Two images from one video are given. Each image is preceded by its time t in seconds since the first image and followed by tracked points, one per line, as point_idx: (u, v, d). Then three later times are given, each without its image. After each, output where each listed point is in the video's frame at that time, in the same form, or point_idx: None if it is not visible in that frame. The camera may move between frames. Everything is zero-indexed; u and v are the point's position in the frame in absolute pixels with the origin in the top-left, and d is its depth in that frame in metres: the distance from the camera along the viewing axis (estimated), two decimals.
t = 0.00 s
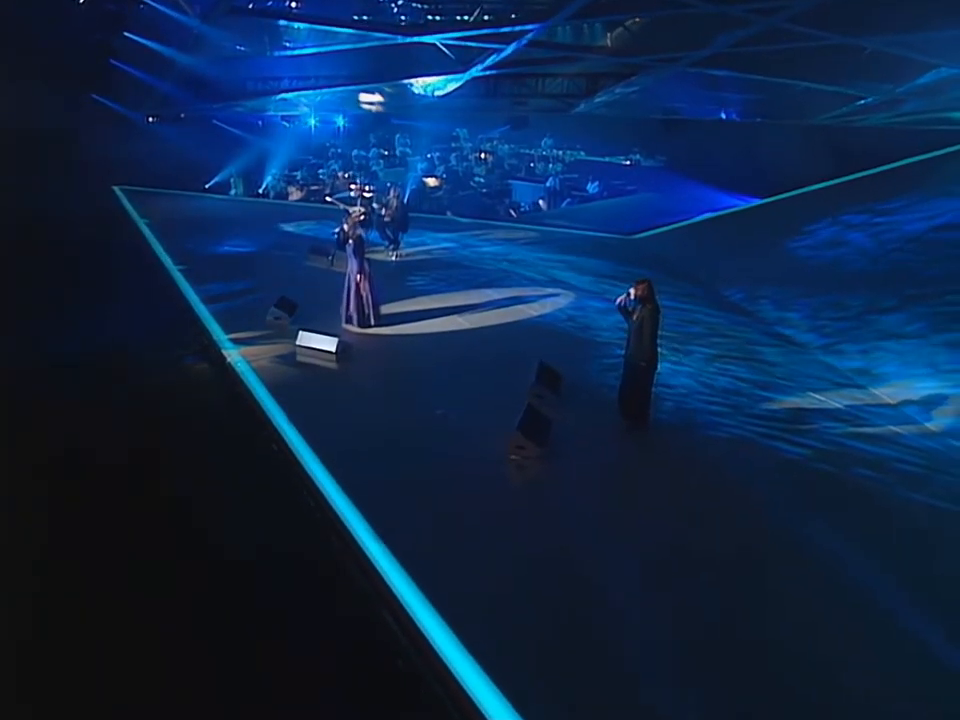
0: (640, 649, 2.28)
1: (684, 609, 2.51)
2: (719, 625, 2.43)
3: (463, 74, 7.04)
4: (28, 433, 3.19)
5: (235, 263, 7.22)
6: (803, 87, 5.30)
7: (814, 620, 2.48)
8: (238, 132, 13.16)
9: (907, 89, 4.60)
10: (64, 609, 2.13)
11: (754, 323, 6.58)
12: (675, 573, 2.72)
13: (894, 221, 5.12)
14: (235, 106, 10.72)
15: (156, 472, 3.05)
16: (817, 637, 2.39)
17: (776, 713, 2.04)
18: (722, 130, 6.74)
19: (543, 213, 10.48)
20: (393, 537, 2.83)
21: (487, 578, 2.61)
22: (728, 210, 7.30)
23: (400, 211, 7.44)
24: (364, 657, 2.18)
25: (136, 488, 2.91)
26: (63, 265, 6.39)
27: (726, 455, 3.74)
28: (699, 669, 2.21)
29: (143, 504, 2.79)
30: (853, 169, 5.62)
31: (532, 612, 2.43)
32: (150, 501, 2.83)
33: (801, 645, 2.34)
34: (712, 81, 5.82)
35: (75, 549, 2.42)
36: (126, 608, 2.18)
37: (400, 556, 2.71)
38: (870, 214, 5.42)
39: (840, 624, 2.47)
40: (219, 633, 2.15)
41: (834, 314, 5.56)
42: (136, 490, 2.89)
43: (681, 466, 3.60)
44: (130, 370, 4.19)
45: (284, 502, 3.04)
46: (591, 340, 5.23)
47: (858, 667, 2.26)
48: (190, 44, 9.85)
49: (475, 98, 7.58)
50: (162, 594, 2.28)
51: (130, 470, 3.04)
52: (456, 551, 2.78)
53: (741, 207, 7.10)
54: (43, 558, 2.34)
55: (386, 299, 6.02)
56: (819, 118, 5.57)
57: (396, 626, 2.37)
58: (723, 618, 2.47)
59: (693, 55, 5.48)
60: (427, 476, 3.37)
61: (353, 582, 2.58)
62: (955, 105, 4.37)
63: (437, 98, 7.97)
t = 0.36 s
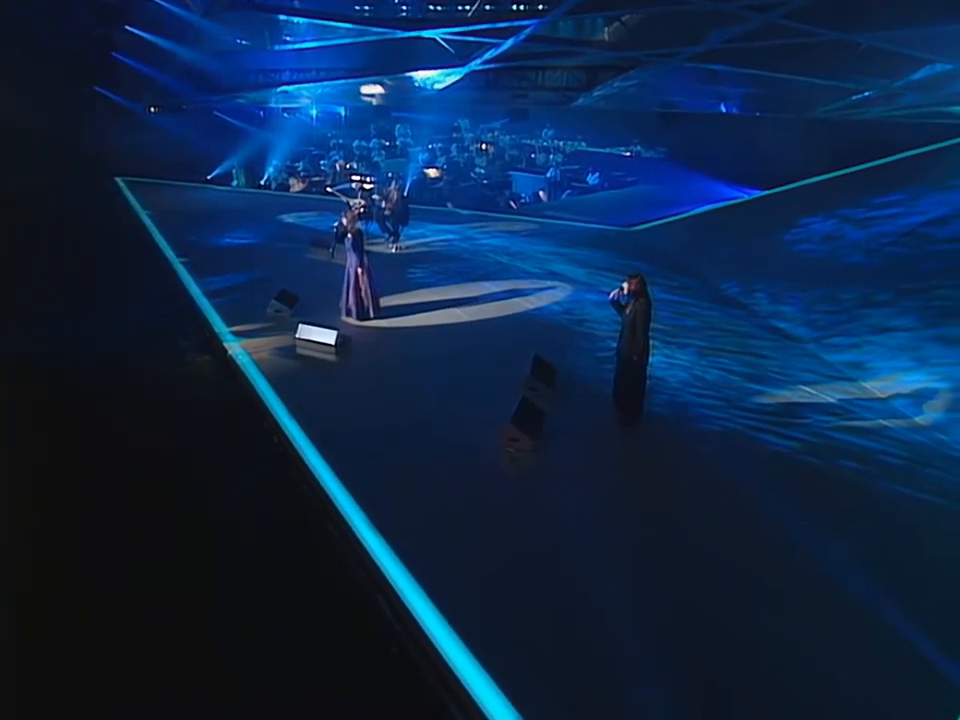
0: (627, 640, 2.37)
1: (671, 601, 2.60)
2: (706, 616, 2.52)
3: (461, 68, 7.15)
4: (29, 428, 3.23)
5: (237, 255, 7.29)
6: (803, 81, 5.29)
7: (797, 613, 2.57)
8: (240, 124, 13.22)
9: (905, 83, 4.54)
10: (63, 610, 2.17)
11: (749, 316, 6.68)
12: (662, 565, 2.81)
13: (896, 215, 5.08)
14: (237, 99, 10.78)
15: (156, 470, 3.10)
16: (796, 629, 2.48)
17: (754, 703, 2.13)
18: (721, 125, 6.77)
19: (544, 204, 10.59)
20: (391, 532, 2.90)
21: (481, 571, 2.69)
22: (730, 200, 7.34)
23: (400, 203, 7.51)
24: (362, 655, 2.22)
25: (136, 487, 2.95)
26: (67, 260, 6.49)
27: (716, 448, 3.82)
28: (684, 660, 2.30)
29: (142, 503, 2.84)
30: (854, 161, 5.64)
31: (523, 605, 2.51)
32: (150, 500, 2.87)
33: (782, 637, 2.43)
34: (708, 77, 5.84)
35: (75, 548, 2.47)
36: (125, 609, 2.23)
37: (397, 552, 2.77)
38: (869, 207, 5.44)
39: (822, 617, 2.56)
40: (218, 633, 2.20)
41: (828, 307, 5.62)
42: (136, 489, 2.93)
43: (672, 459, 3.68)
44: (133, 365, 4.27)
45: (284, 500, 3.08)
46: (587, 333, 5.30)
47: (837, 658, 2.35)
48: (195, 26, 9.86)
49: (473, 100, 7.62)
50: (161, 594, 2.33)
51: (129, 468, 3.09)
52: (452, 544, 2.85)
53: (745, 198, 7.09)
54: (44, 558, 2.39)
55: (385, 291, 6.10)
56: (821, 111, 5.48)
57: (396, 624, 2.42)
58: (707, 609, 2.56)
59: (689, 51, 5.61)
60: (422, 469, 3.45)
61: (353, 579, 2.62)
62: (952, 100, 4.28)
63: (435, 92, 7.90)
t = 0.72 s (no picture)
0: (613, 629, 2.45)
1: (657, 591, 2.68)
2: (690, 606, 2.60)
3: (460, 64, 7.25)
4: (30, 426, 3.30)
5: (240, 248, 7.38)
6: (800, 78, 5.31)
7: (778, 605, 2.64)
8: (242, 117, 13.26)
9: (903, 78, 4.60)
10: (65, 611, 2.25)
11: (745, 310, 6.71)
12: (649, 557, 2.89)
13: (890, 208, 5.15)
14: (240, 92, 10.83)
15: (156, 469, 3.17)
16: (778, 620, 2.56)
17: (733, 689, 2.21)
18: (721, 121, 6.82)
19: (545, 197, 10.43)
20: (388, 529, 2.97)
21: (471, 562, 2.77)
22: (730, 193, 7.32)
23: (401, 197, 7.57)
24: (357, 657, 2.29)
25: (135, 486, 3.02)
26: (72, 252, 6.59)
27: (706, 442, 3.90)
28: (667, 648, 2.38)
29: (142, 503, 2.91)
30: (850, 156, 5.68)
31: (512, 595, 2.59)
32: (150, 499, 2.94)
33: (763, 628, 2.50)
34: (704, 72, 5.89)
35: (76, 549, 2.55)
36: (125, 610, 2.30)
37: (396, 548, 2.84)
38: (866, 201, 5.49)
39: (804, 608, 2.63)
40: (217, 633, 2.27)
41: (822, 302, 5.68)
42: (135, 489, 3.00)
43: (662, 451, 3.77)
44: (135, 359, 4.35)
45: (284, 499, 3.16)
46: (584, 327, 5.37)
47: (816, 648, 2.43)
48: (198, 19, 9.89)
49: (476, 93, 7.67)
50: (160, 594, 2.40)
51: (128, 466, 3.16)
52: (444, 537, 2.93)
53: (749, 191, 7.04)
54: (45, 558, 2.47)
55: (385, 285, 6.18)
56: (818, 105, 5.52)
57: (393, 623, 2.49)
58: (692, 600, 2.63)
59: (688, 47, 5.66)
60: (417, 462, 3.53)
61: (352, 579, 2.69)
62: (949, 95, 4.36)
63: (436, 86, 7.90)
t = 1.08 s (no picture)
0: (600, 620, 2.53)
1: (645, 582, 2.76)
2: (676, 598, 2.68)
3: (461, 59, 7.28)
4: (30, 423, 3.30)
5: (243, 241, 7.45)
6: (799, 73, 5.36)
7: (768, 600, 2.70)
8: (244, 110, 13.33)
9: (899, 75, 4.68)
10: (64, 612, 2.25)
11: (741, 304, 6.74)
12: (638, 550, 2.97)
13: (886, 204, 5.23)
14: (242, 85, 10.85)
15: (155, 466, 3.16)
16: (767, 614, 2.62)
17: (717, 677, 2.29)
18: (723, 115, 6.83)
19: (548, 190, 10.62)
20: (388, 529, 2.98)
21: (465, 558, 2.84)
22: (732, 187, 7.31)
23: (402, 191, 7.63)
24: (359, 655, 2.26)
25: (135, 484, 3.01)
26: (77, 247, 6.67)
27: (699, 436, 3.97)
28: (654, 638, 2.46)
29: (141, 500, 2.89)
30: (850, 151, 5.73)
31: (505, 589, 2.66)
32: (149, 497, 2.93)
33: (751, 622, 2.57)
34: (702, 67, 5.91)
35: (76, 548, 2.55)
36: (124, 610, 2.29)
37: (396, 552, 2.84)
38: (862, 197, 5.55)
39: (789, 602, 2.71)
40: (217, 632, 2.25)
41: (817, 298, 5.74)
42: (135, 486, 2.99)
43: (655, 446, 3.84)
44: (139, 354, 4.42)
45: (286, 496, 3.13)
46: (581, 321, 5.45)
47: (798, 638, 2.51)
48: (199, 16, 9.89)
49: (474, 87, 7.70)
50: (161, 593, 2.39)
51: (128, 464, 3.15)
52: (440, 533, 2.99)
53: (750, 184, 7.06)
54: (44, 559, 2.46)
55: (385, 278, 6.26)
56: (818, 101, 5.63)
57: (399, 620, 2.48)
58: (678, 591, 2.71)
59: (685, 44, 5.67)
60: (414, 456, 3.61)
61: (354, 578, 2.67)
62: (949, 89, 4.44)
63: (436, 80, 7.98)
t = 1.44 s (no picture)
0: (589, 609, 2.63)
1: (633, 570, 2.86)
2: (663, 587, 2.77)
3: (463, 54, 7.33)
4: (32, 425, 3.37)
5: (247, 235, 7.54)
6: (797, 71, 5.36)
7: (753, 592, 2.80)
8: (248, 104, 13.51)
9: (896, 73, 4.67)
10: (65, 612, 2.32)
11: (737, 300, 6.74)
12: (628, 540, 3.06)
13: (881, 201, 5.32)
14: (246, 80, 10.93)
15: (156, 467, 3.23)
16: (751, 606, 2.72)
17: (698, 663, 2.40)
18: (723, 112, 6.88)
19: (548, 184, 10.42)
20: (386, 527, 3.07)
21: (459, 552, 2.92)
22: (733, 182, 7.38)
23: (404, 185, 7.71)
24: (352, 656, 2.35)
25: (136, 484, 3.08)
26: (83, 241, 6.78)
27: (691, 430, 4.07)
28: (640, 625, 2.56)
29: (142, 501, 2.97)
30: (848, 147, 5.79)
31: (497, 580, 2.76)
32: (150, 498, 3.00)
33: (734, 614, 2.66)
34: (700, 64, 5.97)
35: (77, 550, 2.62)
36: (123, 610, 2.37)
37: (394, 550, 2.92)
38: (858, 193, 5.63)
39: (773, 594, 2.80)
40: (216, 632, 2.34)
41: (812, 294, 5.82)
42: (135, 487, 3.07)
43: (648, 439, 3.94)
44: (145, 347, 4.52)
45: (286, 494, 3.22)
46: (579, 315, 5.54)
47: (777, 627, 2.61)
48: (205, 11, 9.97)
49: (476, 83, 7.78)
50: (160, 593, 2.47)
51: (128, 465, 3.22)
52: (437, 525, 3.08)
53: (750, 178, 7.13)
54: (47, 560, 2.54)
55: (387, 273, 6.35)
56: (815, 98, 5.66)
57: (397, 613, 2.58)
58: (665, 581, 2.81)
59: (682, 42, 5.75)
60: (414, 448, 3.72)
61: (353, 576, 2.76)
62: (947, 87, 4.37)
63: (438, 75, 8.03)
